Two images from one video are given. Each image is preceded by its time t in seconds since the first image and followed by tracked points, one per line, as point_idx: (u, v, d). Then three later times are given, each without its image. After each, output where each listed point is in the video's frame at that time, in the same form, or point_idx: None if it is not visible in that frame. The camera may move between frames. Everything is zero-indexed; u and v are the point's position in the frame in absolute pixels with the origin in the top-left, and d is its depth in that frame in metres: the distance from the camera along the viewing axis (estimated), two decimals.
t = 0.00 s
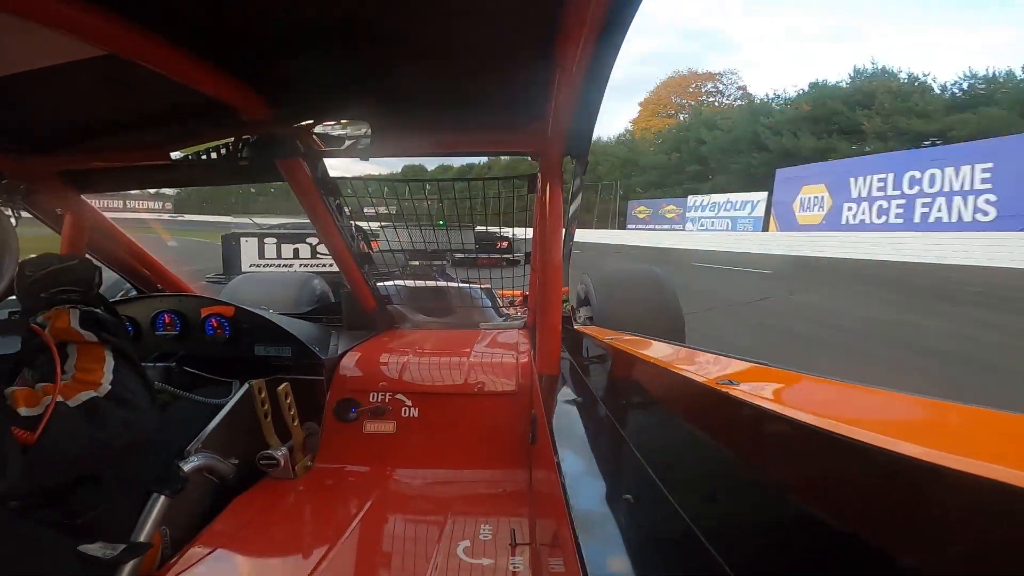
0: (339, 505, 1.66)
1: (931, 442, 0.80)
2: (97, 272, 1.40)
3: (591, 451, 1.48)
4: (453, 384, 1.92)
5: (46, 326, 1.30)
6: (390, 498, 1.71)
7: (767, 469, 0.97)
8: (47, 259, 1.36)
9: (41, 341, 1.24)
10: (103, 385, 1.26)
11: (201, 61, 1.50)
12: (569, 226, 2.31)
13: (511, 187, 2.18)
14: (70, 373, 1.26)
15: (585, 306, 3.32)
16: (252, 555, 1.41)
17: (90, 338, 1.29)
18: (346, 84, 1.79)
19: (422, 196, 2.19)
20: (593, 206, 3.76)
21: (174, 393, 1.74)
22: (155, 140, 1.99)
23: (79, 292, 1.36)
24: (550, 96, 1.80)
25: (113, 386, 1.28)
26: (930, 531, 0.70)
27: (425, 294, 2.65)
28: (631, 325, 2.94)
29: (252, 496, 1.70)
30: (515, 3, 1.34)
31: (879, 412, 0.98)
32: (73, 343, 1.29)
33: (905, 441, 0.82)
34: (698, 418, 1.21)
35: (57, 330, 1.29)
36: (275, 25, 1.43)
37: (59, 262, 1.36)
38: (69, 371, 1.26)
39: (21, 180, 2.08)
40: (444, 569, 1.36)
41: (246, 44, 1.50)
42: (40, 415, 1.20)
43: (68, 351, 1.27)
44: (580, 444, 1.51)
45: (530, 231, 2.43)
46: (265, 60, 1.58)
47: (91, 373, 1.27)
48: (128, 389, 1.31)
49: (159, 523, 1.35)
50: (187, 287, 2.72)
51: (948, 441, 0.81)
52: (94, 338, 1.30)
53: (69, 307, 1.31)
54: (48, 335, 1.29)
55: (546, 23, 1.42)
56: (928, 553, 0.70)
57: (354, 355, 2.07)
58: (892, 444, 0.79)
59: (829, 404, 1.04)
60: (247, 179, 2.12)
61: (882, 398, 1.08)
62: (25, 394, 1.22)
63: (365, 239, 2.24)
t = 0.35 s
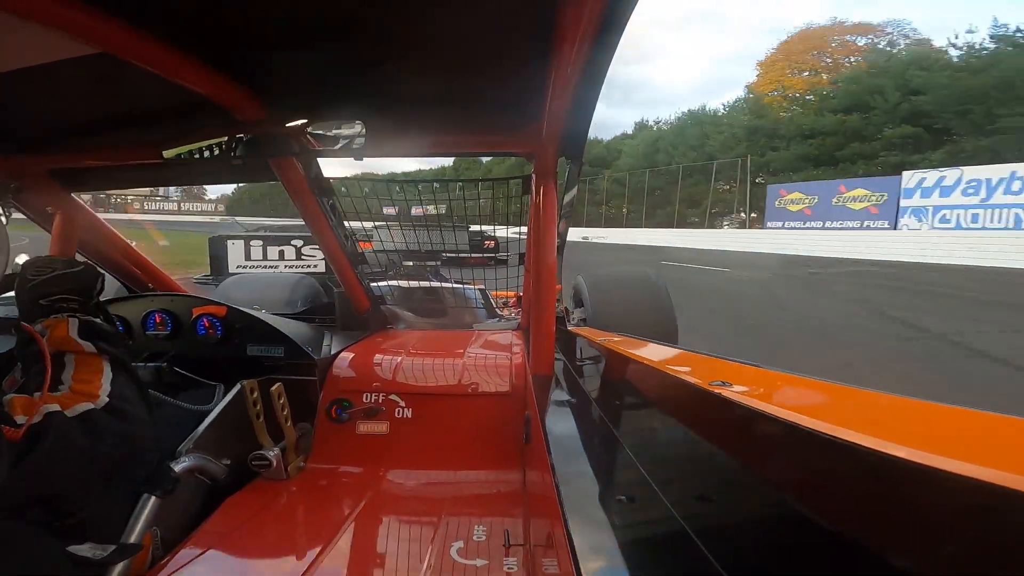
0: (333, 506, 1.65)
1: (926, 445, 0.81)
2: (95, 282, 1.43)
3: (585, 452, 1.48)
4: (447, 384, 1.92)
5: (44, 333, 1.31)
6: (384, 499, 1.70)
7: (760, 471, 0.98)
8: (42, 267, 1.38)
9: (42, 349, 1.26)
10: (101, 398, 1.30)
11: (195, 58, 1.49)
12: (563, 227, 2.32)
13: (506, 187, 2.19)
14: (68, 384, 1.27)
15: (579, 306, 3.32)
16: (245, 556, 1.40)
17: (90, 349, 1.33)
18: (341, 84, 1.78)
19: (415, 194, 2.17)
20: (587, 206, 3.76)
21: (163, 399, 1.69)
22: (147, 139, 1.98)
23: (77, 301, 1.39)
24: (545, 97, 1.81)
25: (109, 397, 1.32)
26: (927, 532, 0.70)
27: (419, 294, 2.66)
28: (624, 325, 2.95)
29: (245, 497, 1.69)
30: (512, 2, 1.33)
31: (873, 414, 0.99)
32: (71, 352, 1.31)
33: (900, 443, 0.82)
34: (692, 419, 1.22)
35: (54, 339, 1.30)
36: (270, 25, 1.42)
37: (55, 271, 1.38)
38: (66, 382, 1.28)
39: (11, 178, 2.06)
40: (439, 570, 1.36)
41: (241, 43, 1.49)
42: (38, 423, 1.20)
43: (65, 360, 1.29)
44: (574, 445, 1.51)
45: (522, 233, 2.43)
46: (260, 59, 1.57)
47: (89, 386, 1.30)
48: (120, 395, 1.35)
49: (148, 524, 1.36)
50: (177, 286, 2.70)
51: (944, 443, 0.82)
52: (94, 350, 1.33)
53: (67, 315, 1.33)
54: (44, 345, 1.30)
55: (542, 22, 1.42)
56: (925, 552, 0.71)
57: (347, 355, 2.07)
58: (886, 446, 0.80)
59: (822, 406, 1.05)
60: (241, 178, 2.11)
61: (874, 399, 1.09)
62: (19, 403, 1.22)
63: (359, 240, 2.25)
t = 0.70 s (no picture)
0: (336, 505, 1.65)
1: (929, 444, 0.81)
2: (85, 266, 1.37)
3: (587, 450, 1.48)
4: (449, 383, 1.92)
5: (36, 319, 1.27)
6: (387, 497, 1.70)
7: (762, 470, 0.98)
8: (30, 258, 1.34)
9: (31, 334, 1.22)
10: (93, 376, 1.24)
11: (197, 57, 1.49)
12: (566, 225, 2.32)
13: (509, 187, 2.19)
14: (59, 365, 1.23)
15: (582, 304, 3.32)
16: (249, 555, 1.41)
17: (79, 331, 1.26)
18: (344, 83, 1.78)
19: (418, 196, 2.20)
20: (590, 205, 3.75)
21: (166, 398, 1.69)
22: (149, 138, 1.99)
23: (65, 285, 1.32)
24: (548, 95, 1.81)
25: (104, 374, 1.26)
26: (930, 531, 0.69)
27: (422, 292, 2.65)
28: (627, 324, 2.94)
29: (248, 496, 1.70)
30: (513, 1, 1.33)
31: (875, 412, 0.99)
32: (62, 335, 1.26)
33: (903, 442, 0.82)
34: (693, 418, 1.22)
35: (45, 323, 1.26)
36: (271, 23, 1.42)
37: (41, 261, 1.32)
38: (58, 363, 1.23)
39: (16, 179, 2.07)
40: (442, 568, 1.36)
41: (243, 43, 1.49)
42: (33, 408, 1.18)
43: (57, 344, 1.25)
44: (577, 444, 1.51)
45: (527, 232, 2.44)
46: (262, 58, 1.57)
47: (81, 365, 1.24)
48: (116, 374, 1.29)
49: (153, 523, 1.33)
50: (182, 286, 2.72)
51: (947, 442, 0.81)
52: (84, 331, 1.26)
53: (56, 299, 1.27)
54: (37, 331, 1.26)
55: (543, 21, 1.42)
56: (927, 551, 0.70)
57: (351, 354, 2.07)
58: (889, 445, 0.79)
59: (826, 405, 1.04)
60: (244, 177, 2.11)
61: (878, 398, 1.08)
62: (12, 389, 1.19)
63: (363, 240, 2.25)
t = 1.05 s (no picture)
0: (334, 504, 1.65)
1: (928, 444, 0.81)
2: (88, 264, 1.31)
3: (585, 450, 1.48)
4: (448, 382, 1.92)
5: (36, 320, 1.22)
6: (384, 497, 1.70)
7: (761, 471, 0.98)
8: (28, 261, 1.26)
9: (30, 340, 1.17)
10: (94, 383, 1.21)
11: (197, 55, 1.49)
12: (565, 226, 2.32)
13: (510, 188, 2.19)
14: (61, 369, 1.19)
15: (581, 305, 3.33)
16: (246, 555, 1.40)
17: (81, 336, 1.22)
18: (344, 82, 1.78)
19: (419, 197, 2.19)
20: (589, 204, 3.75)
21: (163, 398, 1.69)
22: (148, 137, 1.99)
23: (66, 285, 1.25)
24: (547, 95, 1.80)
25: (105, 381, 1.23)
26: (928, 531, 0.69)
27: (421, 293, 2.63)
28: (626, 324, 2.95)
29: (246, 495, 1.69)
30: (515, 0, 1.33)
31: (873, 413, 0.99)
32: (64, 340, 1.21)
33: (902, 442, 0.82)
34: (692, 418, 1.21)
35: (46, 327, 1.21)
36: (272, 21, 1.42)
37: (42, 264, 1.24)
38: (59, 368, 1.19)
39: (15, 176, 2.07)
40: (438, 568, 1.36)
41: (243, 41, 1.49)
42: (32, 412, 1.16)
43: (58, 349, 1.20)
44: (574, 442, 1.52)
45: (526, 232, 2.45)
46: (261, 55, 1.57)
47: (83, 371, 1.21)
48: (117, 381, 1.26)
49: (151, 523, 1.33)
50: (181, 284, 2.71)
51: (944, 443, 0.81)
52: (85, 337, 1.22)
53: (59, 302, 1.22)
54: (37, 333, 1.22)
55: (544, 21, 1.42)
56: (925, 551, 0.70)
57: (350, 353, 2.07)
58: (890, 446, 0.79)
59: (826, 405, 1.04)
60: (243, 176, 2.11)
61: (877, 399, 1.08)
62: (11, 394, 1.17)
63: (362, 240, 2.24)
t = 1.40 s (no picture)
0: (331, 503, 1.65)
1: (923, 440, 0.81)
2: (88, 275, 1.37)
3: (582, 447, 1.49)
4: (444, 380, 1.92)
5: (37, 329, 1.25)
6: (382, 495, 1.70)
7: (759, 467, 0.99)
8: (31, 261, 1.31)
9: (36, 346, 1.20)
10: (97, 391, 1.24)
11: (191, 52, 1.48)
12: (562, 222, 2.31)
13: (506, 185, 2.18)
14: (63, 377, 1.22)
15: (578, 302, 3.34)
16: (244, 554, 1.40)
17: (82, 344, 1.25)
18: (338, 80, 1.78)
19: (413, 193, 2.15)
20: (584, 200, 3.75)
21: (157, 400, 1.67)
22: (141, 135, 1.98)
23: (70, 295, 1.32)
24: (543, 93, 1.80)
25: (105, 391, 1.26)
26: (922, 528, 0.70)
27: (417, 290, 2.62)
28: (622, 320, 2.96)
29: (243, 493, 1.69)
30: None
31: (873, 409, 0.99)
32: (64, 348, 1.25)
33: (898, 439, 0.82)
34: (691, 417, 1.22)
35: (47, 334, 1.24)
36: (265, 19, 1.41)
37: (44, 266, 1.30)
38: (61, 377, 1.22)
39: (8, 175, 2.06)
40: (436, 566, 1.36)
41: (238, 39, 1.48)
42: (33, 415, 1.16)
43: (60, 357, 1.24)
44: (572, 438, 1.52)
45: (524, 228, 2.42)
46: (256, 53, 1.56)
47: (85, 378, 1.24)
48: (116, 390, 1.30)
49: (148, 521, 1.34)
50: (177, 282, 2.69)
51: (940, 439, 0.82)
52: (88, 345, 1.26)
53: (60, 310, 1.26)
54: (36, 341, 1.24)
55: (540, 18, 1.42)
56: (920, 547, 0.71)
57: (347, 350, 2.07)
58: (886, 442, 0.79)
59: (822, 402, 1.05)
60: (238, 174, 2.10)
61: (872, 395, 1.09)
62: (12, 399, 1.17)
63: (357, 236, 2.25)
